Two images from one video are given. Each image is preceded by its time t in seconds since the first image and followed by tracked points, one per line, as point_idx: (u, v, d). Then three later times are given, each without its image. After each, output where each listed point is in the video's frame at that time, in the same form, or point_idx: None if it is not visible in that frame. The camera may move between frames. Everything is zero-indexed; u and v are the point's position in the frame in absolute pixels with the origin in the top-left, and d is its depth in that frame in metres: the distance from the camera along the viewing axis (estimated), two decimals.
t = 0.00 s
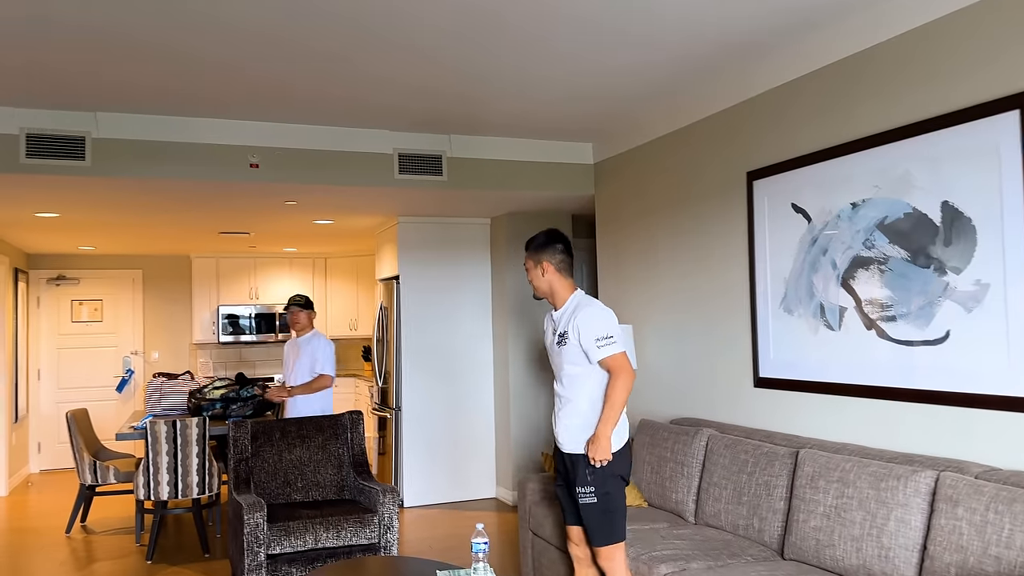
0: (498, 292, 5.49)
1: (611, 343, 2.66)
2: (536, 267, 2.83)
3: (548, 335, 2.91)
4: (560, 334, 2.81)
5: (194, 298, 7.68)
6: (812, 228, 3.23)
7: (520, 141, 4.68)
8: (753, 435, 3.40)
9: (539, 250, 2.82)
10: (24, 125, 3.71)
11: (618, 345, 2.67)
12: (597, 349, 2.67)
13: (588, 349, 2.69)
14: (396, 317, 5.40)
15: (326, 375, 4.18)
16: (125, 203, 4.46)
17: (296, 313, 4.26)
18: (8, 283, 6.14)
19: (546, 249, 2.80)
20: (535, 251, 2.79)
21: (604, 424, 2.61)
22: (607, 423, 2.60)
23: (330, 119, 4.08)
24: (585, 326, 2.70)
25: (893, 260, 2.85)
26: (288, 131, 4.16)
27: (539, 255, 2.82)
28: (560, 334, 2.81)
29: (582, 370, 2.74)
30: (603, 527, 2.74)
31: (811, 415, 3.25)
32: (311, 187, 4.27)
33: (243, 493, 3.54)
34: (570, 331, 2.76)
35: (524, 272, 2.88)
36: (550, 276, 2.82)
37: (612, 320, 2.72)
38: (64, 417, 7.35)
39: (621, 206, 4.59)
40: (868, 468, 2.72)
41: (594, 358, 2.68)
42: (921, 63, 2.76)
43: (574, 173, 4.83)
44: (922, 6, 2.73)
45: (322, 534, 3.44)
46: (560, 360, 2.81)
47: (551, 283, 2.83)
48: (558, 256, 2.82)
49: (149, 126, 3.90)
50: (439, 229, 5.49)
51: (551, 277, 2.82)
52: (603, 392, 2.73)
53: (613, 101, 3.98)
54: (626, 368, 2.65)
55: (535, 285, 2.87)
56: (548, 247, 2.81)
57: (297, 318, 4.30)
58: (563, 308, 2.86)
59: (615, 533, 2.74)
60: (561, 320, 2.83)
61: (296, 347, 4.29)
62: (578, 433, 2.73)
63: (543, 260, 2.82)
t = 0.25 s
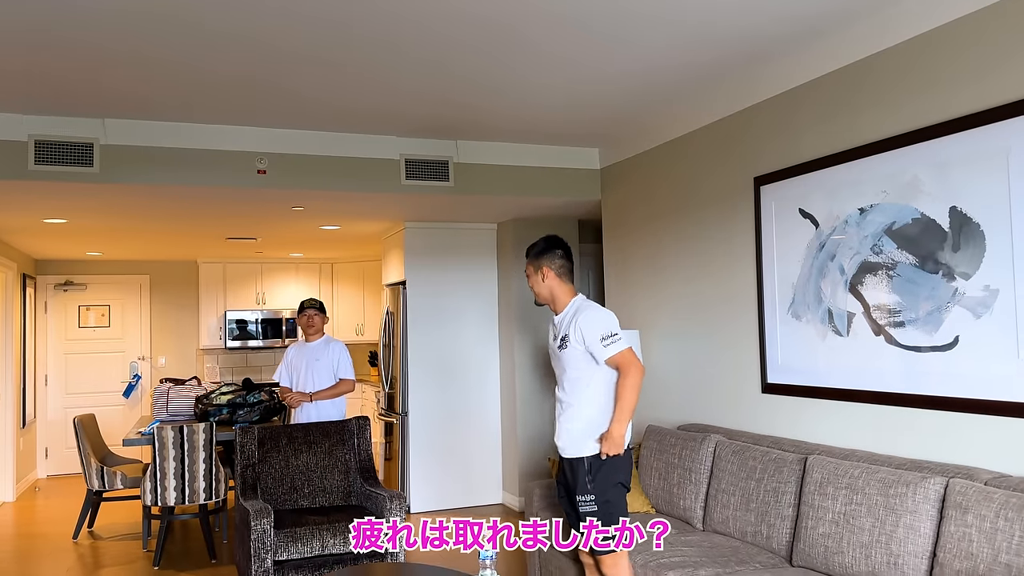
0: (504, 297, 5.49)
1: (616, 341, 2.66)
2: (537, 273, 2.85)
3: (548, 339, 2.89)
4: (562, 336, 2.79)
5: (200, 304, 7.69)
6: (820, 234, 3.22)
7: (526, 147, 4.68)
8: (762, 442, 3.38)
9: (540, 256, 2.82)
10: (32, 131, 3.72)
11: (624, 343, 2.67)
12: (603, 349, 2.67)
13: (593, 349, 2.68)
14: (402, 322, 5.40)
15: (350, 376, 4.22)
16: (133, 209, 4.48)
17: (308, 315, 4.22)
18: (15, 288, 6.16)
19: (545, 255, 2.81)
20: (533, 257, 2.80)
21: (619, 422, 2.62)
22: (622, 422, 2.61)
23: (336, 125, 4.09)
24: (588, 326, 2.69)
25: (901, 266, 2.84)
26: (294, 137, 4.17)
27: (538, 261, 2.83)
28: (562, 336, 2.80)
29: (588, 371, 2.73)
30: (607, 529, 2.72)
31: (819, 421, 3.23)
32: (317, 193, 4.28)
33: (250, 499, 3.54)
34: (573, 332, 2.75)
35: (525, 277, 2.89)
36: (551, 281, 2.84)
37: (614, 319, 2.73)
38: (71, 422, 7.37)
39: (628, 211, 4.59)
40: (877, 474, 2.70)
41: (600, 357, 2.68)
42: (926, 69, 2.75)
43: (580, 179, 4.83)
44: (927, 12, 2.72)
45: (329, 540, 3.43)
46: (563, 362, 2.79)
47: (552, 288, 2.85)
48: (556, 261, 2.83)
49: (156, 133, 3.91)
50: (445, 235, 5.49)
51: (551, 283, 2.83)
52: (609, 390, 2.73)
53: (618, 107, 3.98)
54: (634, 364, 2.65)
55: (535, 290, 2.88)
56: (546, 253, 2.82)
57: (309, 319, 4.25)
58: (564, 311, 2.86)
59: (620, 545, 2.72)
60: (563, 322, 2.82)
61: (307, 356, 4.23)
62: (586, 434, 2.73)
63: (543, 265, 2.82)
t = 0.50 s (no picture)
0: (510, 301, 5.49)
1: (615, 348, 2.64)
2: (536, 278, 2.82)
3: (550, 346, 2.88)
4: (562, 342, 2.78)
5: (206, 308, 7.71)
6: (826, 238, 3.22)
7: (531, 152, 4.69)
8: (768, 446, 3.37)
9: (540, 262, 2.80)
10: (40, 137, 3.74)
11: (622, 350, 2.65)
12: (603, 355, 2.65)
13: (592, 355, 2.66)
14: (407, 327, 5.41)
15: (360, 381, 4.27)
16: (140, 213, 4.49)
17: (311, 320, 4.20)
18: (21, 293, 6.19)
19: (545, 260, 2.79)
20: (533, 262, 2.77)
21: (619, 430, 2.59)
22: (621, 429, 2.58)
23: (342, 130, 4.10)
24: (588, 332, 2.67)
25: (908, 270, 2.83)
26: (300, 142, 4.18)
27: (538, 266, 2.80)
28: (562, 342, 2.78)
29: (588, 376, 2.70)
30: (607, 530, 2.72)
31: (826, 425, 3.22)
32: (323, 197, 4.29)
33: (256, 504, 3.54)
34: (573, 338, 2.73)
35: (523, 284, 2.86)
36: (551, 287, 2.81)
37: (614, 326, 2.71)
38: (77, 426, 7.38)
39: (633, 216, 4.59)
40: (884, 479, 2.69)
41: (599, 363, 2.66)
42: (933, 72, 2.74)
43: (585, 183, 4.83)
44: (933, 15, 2.72)
45: (335, 545, 3.42)
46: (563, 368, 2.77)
47: (552, 294, 2.82)
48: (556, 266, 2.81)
49: (163, 138, 3.93)
50: (450, 239, 5.49)
51: (551, 288, 2.81)
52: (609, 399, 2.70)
53: (623, 111, 3.98)
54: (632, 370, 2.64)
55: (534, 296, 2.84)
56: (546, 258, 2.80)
57: (314, 323, 4.23)
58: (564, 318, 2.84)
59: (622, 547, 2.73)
60: (563, 329, 2.80)
61: (315, 361, 4.22)
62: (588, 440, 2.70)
63: (543, 270, 2.80)
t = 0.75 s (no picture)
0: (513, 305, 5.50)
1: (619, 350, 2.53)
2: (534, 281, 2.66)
3: (547, 349, 2.75)
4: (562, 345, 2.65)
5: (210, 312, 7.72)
6: (831, 241, 3.21)
7: (535, 155, 4.69)
8: (774, 450, 3.37)
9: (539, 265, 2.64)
10: (46, 141, 3.75)
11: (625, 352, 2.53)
12: (607, 356, 2.53)
13: (596, 356, 2.54)
14: (411, 330, 5.41)
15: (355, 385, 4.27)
16: (145, 217, 4.50)
17: (311, 322, 4.21)
18: (26, 297, 6.21)
19: (550, 260, 2.64)
20: (538, 265, 2.60)
21: (624, 434, 2.45)
22: (627, 433, 2.44)
23: (346, 134, 4.11)
24: (591, 333, 2.55)
25: (913, 273, 2.83)
26: (304, 146, 4.19)
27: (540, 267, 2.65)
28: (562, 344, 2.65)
29: (590, 379, 2.58)
30: (606, 529, 2.59)
31: (831, 429, 3.22)
32: (328, 201, 4.29)
33: (261, 507, 3.54)
34: (575, 339, 2.61)
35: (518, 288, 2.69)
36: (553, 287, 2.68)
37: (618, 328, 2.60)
38: (81, 430, 7.39)
39: (637, 219, 4.59)
40: (890, 483, 2.68)
41: (602, 366, 2.54)
42: (939, 75, 2.74)
43: (589, 187, 4.84)
44: (939, 18, 2.72)
45: (339, 548, 3.42)
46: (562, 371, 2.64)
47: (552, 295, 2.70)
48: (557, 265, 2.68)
49: (168, 142, 3.94)
50: (454, 243, 5.50)
51: (552, 291, 2.68)
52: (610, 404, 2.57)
53: (627, 115, 3.98)
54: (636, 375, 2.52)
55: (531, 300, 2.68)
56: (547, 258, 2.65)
57: (314, 327, 4.25)
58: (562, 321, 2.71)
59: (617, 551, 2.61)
60: (563, 331, 2.67)
61: (311, 364, 4.21)
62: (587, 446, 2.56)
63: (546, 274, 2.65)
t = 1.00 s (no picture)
0: (516, 310, 5.50)
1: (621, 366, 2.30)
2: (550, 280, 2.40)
3: (545, 355, 2.52)
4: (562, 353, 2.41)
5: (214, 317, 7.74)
6: (834, 246, 3.22)
7: (538, 160, 4.70)
8: (777, 455, 3.37)
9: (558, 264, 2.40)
10: (51, 147, 3.77)
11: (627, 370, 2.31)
12: (608, 371, 2.30)
13: (595, 371, 2.32)
14: (415, 335, 5.42)
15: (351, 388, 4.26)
16: (150, 222, 4.52)
17: (305, 329, 4.22)
18: (30, 303, 6.23)
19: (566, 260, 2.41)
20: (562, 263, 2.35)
21: (619, 455, 2.26)
22: (624, 456, 2.25)
23: (350, 139, 4.12)
24: (594, 344, 2.32)
25: (917, 278, 2.83)
26: (308, 152, 4.20)
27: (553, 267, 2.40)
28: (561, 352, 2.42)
29: (587, 393, 2.35)
30: (606, 529, 2.36)
31: (835, 435, 3.22)
32: (332, 206, 4.31)
33: (265, 512, 3.55)
34: (575, 349, 2.37)
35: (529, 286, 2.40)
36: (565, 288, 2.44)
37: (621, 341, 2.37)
38: (85, 435, 7.40)
39: (641, 224, 4.60)
40: (894, 489, 2.68)
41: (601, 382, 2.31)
42: (943, 80, 2.74)
43: (592, 192, 4.84)
44: (943, 23, 2.72)
45: (343, 553, 3.42)
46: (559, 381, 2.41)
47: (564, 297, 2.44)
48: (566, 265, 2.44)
49: (173, 148, 3.95)
50: (457, 248, 5.51)
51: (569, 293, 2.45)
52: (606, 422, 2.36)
53: (631, 120, 3.99)
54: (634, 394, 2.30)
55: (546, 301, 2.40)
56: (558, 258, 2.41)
57: (309, 332, 4.25)
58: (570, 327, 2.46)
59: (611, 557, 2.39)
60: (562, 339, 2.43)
61: (307, 369, 4.23)
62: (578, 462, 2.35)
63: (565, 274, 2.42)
